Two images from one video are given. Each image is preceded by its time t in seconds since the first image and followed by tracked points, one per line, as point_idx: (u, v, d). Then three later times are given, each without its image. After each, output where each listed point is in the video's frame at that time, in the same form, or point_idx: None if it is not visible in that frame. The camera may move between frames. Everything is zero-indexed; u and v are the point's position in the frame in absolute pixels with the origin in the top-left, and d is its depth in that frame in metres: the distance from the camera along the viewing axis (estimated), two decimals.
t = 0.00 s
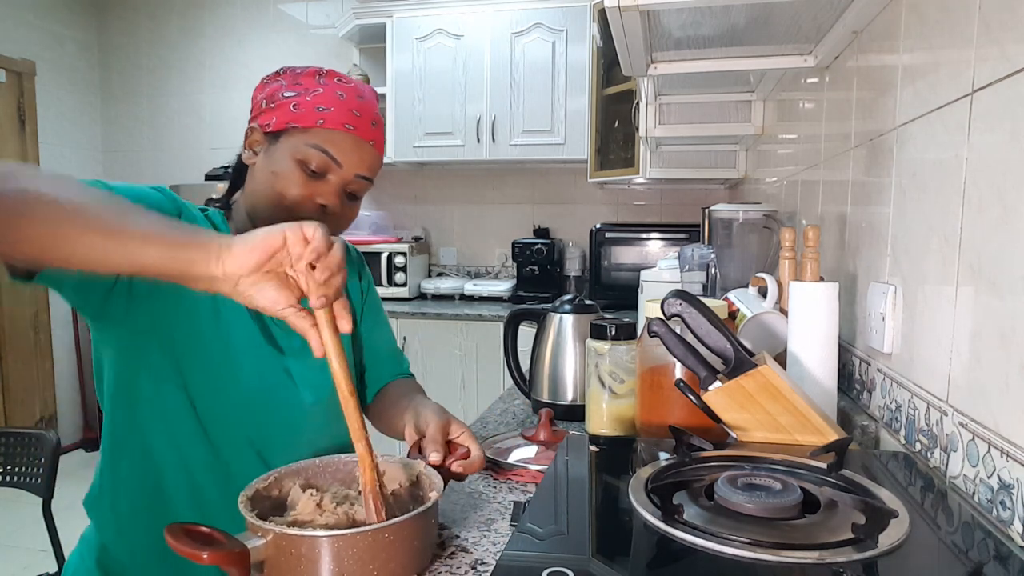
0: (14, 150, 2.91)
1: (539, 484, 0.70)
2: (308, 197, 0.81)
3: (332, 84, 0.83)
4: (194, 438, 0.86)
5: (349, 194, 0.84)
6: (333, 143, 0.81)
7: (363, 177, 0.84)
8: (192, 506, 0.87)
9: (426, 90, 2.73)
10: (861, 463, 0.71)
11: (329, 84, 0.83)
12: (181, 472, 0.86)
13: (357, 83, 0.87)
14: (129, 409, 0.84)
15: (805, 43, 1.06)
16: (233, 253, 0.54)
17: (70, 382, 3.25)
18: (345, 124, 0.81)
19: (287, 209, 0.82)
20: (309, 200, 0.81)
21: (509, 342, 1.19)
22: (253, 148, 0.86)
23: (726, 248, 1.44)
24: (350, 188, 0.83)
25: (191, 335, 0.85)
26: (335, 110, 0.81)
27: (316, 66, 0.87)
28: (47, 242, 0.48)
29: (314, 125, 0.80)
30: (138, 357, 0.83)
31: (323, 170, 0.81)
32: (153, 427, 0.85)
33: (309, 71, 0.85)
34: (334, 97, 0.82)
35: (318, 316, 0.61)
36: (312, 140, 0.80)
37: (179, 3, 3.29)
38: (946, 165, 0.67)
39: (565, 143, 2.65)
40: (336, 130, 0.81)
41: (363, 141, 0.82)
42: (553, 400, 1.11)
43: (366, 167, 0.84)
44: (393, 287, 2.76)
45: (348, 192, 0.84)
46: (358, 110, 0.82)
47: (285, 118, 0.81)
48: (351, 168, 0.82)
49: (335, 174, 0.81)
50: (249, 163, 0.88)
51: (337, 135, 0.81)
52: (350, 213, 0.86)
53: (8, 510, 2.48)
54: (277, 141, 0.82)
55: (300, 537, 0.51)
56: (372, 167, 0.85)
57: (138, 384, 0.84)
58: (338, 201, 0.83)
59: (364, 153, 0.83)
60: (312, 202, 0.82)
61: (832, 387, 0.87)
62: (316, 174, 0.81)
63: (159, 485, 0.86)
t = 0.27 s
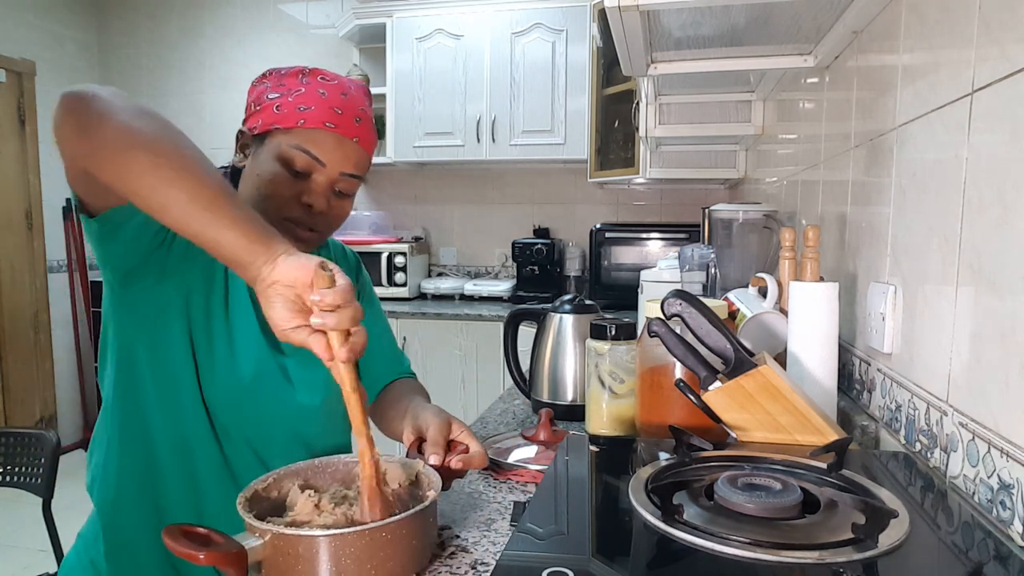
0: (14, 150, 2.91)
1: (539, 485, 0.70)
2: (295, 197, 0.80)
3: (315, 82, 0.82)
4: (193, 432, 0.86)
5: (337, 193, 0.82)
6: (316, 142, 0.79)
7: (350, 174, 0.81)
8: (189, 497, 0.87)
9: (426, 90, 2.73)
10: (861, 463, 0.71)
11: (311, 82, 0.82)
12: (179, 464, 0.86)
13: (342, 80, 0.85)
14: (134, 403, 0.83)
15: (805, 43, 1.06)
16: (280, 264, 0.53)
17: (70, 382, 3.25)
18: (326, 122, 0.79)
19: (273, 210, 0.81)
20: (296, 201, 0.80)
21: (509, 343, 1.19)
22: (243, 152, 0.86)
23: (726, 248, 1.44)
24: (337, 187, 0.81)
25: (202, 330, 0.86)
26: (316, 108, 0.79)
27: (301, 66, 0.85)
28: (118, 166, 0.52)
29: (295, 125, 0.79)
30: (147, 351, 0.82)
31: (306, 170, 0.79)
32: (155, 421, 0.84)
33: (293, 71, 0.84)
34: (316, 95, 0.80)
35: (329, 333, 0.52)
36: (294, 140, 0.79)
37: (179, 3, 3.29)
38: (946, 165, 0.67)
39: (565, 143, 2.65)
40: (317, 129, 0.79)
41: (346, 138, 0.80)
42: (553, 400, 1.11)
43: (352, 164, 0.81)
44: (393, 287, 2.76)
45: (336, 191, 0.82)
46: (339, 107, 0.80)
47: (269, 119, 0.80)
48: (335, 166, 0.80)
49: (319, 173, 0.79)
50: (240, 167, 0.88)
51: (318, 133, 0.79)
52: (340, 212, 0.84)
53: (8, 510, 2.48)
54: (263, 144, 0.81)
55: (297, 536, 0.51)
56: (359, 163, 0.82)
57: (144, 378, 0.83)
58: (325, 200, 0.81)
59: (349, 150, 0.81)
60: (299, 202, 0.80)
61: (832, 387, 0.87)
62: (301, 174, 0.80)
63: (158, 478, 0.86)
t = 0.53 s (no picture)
0: (14, 150, 2.91)
1: (539, 485, 0.70)
2: (303, 202, 0.79)
3: (317, 87, 0.83)
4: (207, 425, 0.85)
5: (345, 196, 0.82)
6: (321, 147, 0.80)
7: (356, 176, 0.82)
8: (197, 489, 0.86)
9: (426, 90, 2.73)
10: (861, 463, 0.71)
11: (313, 88, 0.83)
12: (190, 455, 0.85)
13: (344, 84, 0.85)
14: (153, 392, 0.81)
15: (805, 43, 1.06)
16: (307, 252, 0.52)
17: (70, 382, 3.25)
18: (329, 128, 0.80)
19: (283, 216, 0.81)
20: (305, 206, 0.79)
21: (509, 343, 1.19)
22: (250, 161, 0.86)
23: (726, 248, 1.44)
24: (345, 189, 0.82)
25: (226, 325, 0.84)
26: (319, 114, 0.80)
27: (302, 72, 0.86)
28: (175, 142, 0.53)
29: (299, 131, 0.79)
30: (171, 341, 0.80)
31: (313, 175, 0.79)
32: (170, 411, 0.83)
33: (295, 78, 0.85)
34: (318, 101, 0.81)
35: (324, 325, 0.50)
36: (299, 146, 0.80)
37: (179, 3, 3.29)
38: (947, 165, 0.67)
39: (565, 143, 2.65)
40: (321, 134, 0.80)
41: (351, 141, 0.81)
42: (553, 400, 1.11)
43: (359, 167, 0.82)
44: (393, 287, 2.76)
45: (344, 194, 0.82)
46: (342, 111, 0.81)
47: (274, 127, 0.81)
48: (340, 169, 0.81)
49: (326, 177, 0.80)
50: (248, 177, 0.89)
51: (322, 139, 0.80)
52: (349, 215, 0.84)
53: (8, 510, 2.47)
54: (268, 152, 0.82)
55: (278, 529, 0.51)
56: (365, 166, 0.83)
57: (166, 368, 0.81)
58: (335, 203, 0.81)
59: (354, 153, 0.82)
60: (308, 207, 0.79)
61: (832, 387, 0.87)
62: (308, 179, 0.80)
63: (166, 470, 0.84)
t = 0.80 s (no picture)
0: (14, 150, 2.91)
1: (539, 485, 0.70)
2: (313, 205, 0.80)
3: (328, 90, 0.81)
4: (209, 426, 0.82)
5: (355, 199, 0.81)
6: (331, 150, 0.78)
7: (367, 180, 0.81)
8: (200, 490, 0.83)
9: (426, 90, 2.73)
10: (861, 463, 0.71)
11: (325, 91, 0.81)
12: (192, 456, 0.82)
13: (356, 86, 0.84)
14: (156, 387, 0.80)
15: (805, 43, 1.06)
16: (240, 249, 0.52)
17: (70, 382, 3.25)
18: (340, 130, 0.79)
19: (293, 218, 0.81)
20: (316, 209, 0.80)
21: (509, 343, 1.19)
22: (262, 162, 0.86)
23: (726, 248, 1.44)
24: (356, 193, 0.81)
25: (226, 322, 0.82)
26: (330, 117, 0.79)
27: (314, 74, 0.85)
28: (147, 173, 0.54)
29: (310, 134, 0.78)
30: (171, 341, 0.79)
31: (324, 178, 0.79)
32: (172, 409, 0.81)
33: (306, 80, 0.83)
34: (329, 104, 0.80)
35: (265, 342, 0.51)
36: (311, 149, 0.79)
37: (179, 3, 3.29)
38: (946, 165, 0.67)
39: (565, 143, 2.65)
40: (331, 137, 0.78)
41: (361, 145, 0.79)
42: (553, 400, 1.11)
43: (369, 170, 0.81)
44: (393, 287, 2.76)
45: (354, 197, 0.81)
46: (353, 114, 0.79)
47: (285, 130, 0.80)
48: (351, 173, 0.79)
49: (336, 181, 0.79)
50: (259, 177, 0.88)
51: (333, 142, 0.78)
52: (358, 220, 0.83)
53: (8, 510, 2.47)
54: (280, 155, 0.81)
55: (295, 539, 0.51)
56: (376, 170, 0.81)
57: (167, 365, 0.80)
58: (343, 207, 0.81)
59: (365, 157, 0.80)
60: (318, 210, 0.80)
61: (832, 387, 0.87)
62: (318, 182, 0.79)
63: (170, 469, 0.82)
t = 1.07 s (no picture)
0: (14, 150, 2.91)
1: (539, 485, 0.70)
2: (306, 206, 0.80)
3: (319, 84, 0.81)
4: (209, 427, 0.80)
5: (349, 198, 0.82)
6: (324, 149, 0.79)
7: (361, 179, 0.81)
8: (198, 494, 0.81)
9: (426, 90, 2.73)
10: (861, 463, 0.71)
11: (315, 85, 0.81)
12: (190, 457, 0.80)
13: (347, 79, 0.84)
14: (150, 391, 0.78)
15: (805, 43, 1.05)
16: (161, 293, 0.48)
17: (70, 382, 3.25)
18: (332, 127, 0.78)
19: (285, 219, 0.81)
20: (308, 210, 0.80)
21: (509, 342, 1.19)
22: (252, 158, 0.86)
23: (726, 248, 1.44)
24: (349, 192, 0.81)
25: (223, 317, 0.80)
26: (321, 113, 0.78)
27: (303, 66, 0.84)
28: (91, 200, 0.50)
29: (301, 132, 0.78)
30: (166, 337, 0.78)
31: (316, 178, 0.79)
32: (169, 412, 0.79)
33: (295, 72, 0.83)
34: (319, 99, 0.79)
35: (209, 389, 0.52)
36: (302, 148, 0.79)
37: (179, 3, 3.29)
38: (946, 165, 0.67)
39: (565, 143, 2.65)
40: (323, 135, 0.78)
41: (354, 142, 0.79)
42: (553, 400, 1.11)
43: (363, 168, 0.81)
44: (393, 287, 2.76)
45: (348, 196, 0.82)
46: (345, 110, 0.79)
47: (275, 126, 0.79)
48: (345, 172, 0.80)
49: (329, 181, 0.79)
50: (249, 174, 0.88)
51: (325, 140, 0.78)
52: (353, 219, 0.83)
53: (8, 510, 2.48)
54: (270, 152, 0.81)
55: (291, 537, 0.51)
56: (369, 167, 0.82)
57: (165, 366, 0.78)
58: (336, 207, 0.80)
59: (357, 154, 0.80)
60: (310, 211, 0.80)
61: (832, 387, 0.87)
62: (310, 182, 0.79)
63: (169, 473, 0.79)
